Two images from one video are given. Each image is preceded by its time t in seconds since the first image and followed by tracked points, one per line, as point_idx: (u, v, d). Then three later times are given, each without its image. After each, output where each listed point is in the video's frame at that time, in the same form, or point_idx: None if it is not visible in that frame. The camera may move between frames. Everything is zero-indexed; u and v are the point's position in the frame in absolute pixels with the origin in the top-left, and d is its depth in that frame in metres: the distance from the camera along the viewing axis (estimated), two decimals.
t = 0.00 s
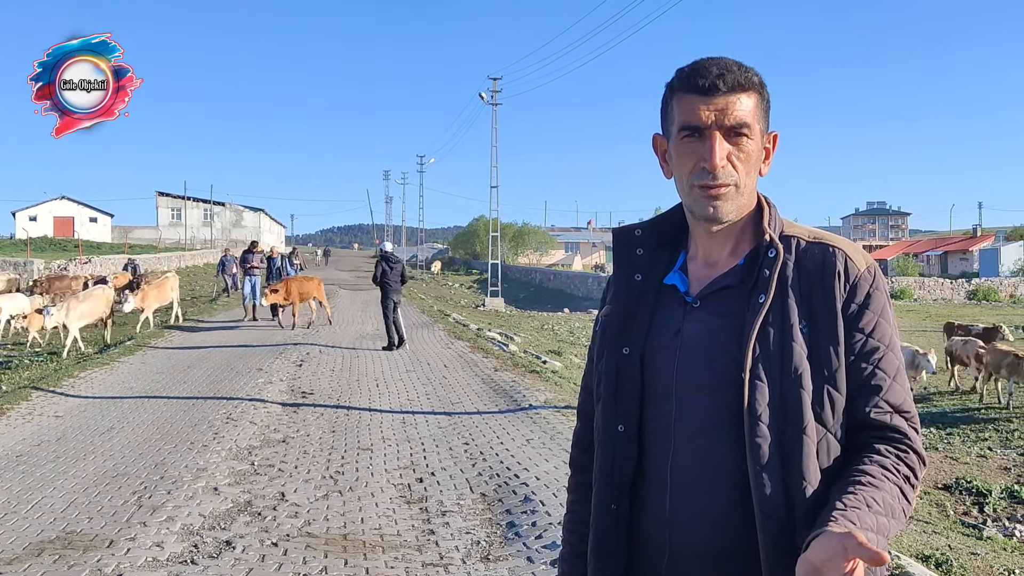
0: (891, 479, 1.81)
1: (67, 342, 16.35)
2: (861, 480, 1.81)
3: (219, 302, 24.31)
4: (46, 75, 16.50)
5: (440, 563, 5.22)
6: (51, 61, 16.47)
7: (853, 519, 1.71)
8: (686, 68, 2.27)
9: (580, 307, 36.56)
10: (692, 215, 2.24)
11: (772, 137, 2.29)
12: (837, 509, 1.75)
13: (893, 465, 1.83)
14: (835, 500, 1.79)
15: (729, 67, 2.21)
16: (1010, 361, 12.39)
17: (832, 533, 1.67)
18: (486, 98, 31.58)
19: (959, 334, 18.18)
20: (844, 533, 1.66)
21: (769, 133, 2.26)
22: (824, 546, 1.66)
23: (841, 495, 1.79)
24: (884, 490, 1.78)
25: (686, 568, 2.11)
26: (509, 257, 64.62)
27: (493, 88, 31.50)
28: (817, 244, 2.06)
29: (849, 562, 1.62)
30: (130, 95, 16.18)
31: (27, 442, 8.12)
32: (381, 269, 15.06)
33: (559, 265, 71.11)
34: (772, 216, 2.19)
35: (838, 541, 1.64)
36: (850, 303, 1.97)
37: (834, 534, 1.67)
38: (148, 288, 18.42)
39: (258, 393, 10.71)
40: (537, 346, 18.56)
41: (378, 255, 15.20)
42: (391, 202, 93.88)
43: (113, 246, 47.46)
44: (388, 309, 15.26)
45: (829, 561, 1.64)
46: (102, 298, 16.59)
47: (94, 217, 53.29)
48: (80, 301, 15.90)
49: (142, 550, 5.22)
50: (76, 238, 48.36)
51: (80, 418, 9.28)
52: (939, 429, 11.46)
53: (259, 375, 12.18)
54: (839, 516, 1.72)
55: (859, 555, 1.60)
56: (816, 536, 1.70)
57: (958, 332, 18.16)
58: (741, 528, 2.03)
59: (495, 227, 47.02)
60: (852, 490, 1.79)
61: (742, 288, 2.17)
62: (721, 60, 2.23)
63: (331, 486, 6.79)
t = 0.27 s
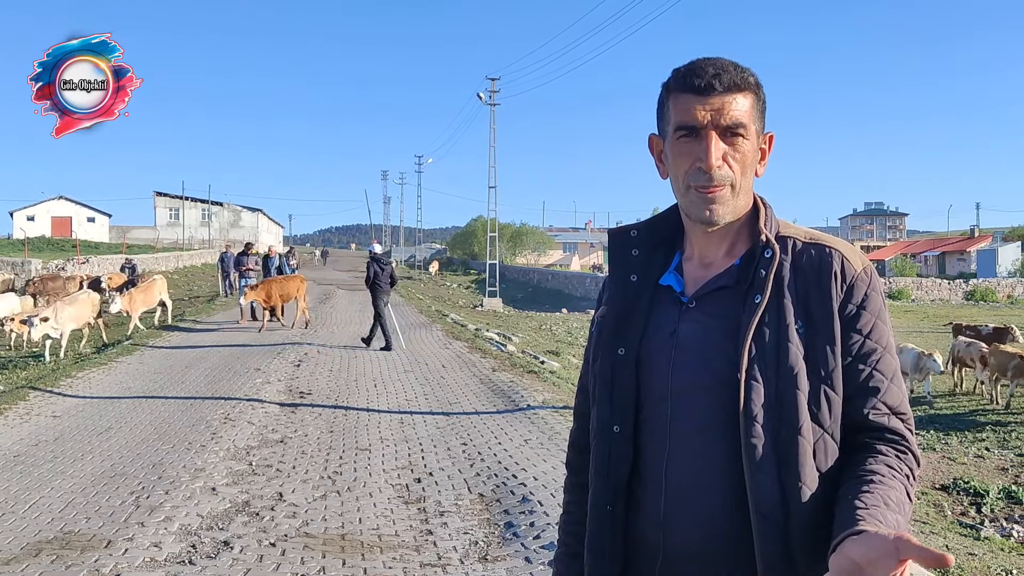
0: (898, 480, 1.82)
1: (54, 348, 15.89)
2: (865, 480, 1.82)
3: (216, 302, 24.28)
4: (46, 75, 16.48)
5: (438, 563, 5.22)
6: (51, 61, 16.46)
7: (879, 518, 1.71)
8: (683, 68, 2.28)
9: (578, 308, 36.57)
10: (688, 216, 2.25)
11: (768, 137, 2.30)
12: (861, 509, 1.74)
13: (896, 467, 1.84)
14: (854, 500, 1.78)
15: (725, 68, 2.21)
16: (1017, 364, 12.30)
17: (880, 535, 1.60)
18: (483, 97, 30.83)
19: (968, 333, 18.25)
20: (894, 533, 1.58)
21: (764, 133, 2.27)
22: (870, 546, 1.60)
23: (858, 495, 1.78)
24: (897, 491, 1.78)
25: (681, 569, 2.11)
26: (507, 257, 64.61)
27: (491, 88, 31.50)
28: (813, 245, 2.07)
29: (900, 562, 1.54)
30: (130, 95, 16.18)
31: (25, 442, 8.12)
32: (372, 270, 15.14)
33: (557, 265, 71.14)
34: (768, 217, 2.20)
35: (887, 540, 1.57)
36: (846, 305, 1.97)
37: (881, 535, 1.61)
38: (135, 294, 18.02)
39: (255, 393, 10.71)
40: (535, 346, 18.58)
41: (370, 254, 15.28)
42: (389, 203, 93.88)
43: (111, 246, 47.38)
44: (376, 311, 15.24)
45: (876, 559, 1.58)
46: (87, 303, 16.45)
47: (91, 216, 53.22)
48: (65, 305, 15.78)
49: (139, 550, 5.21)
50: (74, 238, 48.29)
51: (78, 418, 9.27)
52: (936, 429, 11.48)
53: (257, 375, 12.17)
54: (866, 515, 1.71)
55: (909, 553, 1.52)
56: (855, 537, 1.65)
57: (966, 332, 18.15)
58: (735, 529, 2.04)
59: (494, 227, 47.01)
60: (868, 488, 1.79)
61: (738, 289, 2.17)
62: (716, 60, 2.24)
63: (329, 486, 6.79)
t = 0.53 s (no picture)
0: (913, 474, 1.81)
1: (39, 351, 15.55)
2: (875, 476, 1.82)
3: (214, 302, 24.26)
4: (46, 75, 16.45)
5: (436, 563, 5.22)
6: (51, 61, 16.45)
7: (913, 509, 1.69)
8: (679, 68, 2.28)
9: (576, 308, 36.59)
10: (685, 216, 2.25)
11: (764, 137, 2.30)
12: (894, 501, 1.71)
13: (908, 461, 1.84)
14: (880, 494, 1.76)
15: (721, 68, 2.21)
16: None
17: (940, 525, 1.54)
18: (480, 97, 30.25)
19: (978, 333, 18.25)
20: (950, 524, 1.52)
21: (761, 133, 2.27)
22: (924, 536, 1.55)
23: (883, 489, 1.77)
24: (917, 485, 1.78)
25: (678, 569, 2.11)
26: (506, 257, 64.61)
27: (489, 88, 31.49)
28: (811, 244, 2.07)
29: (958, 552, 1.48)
30: (130, 95, 16.18)
31: (22, 442, 8.10)
32: (361, 268, 15.30)
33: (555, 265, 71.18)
34: (765, 216, 2.20)
35: (944, 528, 1.52)
36: (846, 303, 1.97)
37: (935, 525, 1.56)
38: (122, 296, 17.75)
39: (253, 393, 10.70)
40: (533, 346, 18.59)
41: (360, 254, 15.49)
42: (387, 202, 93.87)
43: (109, 246, 47.32)
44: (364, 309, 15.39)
45: (931, 549, 1.53)
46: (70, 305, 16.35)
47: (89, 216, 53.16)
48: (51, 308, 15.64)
49: (137, 550, 5.21)
50: (71, 238, 48.22)
51: (76, 418, 9.26)
52: (934, 429, 11.49)
53: (255, 375, 12.17)
54: (901, 506, 1.69)
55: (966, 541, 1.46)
56: (905, 529, 1.62)
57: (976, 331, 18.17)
58: (733, 529, 2.04)
59: (492, 227, 47.01)
60: (892, 481, 1.77)
61: (736, 288, 2.18)
62: (713, 60, 2.24)
63: (327, 486, 6.79)
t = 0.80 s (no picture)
0: (913, 472, 1.82)
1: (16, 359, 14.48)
2: (877, 475, 1.82)
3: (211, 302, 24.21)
4: (46, 75, 16.43)
5: (434, 563, 5.22)
6: (51, 61, 16.42)
7: (917, 506, 1.70)
8: (679, 68, 2.28)
9: (574, 308, 36.59)
10: (683, 216, 2.25)
11: (763, 138, 2.30)
12: (896, 499, 1.72)
13: (909, 460, 1.84)
14: (882, 493, 1.76)
15: (721, 68, 2.21)
16: None
17: (946, 520, 1.54)
18: (480, 98, 30.71)
19: (987, 334, 18.26)
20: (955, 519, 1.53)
21: (760, 134, 2.28)
22: (928, 532, 1.55)
23: (884, 488, 1.77)
24: (919, 485, 1.78)
25: (676, 569, 2.11)
26: (504, 257, 64.61)
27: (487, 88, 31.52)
28: (809, 244, 2.08)
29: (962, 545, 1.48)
30: (130, 95, 16.16)
31: (20, 442, 8.09)
32: (351, 266, 15.34)
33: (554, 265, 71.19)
34: (763, 216, 2.21)
35: (948, 524, 1.52)
36: (845, 303, 1.98)
37: (941, 521, 1.56)
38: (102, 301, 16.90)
39: (252, 393, 10.69)
40: (531, 346, 18.59)
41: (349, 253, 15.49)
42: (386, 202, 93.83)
43: (107, 245, 47.25)
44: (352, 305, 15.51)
45: (936, 545, 1.52)
46: (57, 309, 15.43)
47: (87, 215, 53.08)
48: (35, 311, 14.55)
49: (135, 550, 5.20)
50: (69, 237, 48.12)
51: (73, 418, 9.25)
52: (931, 429, 11.51)
53: (253, 374, 12.15)
54: (904, 504, 1.70)
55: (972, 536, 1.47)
56: (909, 525, 1.61)
57: (983, 331, 18.19)
58: (731, 530, 2.04)
59: (490, 227, 47.00)
60: (893, 480, 1.77)
61: (734, 289, 2.18)
62: (713, 61, 2.24)
63: (325, 486, 6.78)
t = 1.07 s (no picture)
0: (903, 474, 1.82)
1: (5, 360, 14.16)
2: (868, 474, 1.83)
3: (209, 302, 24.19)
4: (46, 75, 16.40)
5: (432, 563, 5.22)
6: (52, 60, 16.38)
7: (895, 508, 1.71)
8: (677, 66, 2.28)
9: (573, 307, 36.58)
10: (682, 215, 2.26)
11: (761, 137, 2.30)
12: (876, 499, 1.74)
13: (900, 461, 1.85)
14: (867, 492, 1.78)
15: (719, 66, 2.22)
16: None
17: (908, 522, 1.59)
18: (478, 98, 30.84)
19: (996, 334, 18.17)
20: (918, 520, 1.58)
21: (757, 133, 2.28)
22: (894, 534, 1.59)
23: (871, 487, 1.78)
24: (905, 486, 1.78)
25: (674, 569, 2.11)
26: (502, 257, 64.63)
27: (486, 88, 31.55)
28: (807, 244, 2.08)
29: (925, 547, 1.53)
30: (131, 95, 16.17)
31: (17, 441, 8.07)
32: (338, 268, 15.47)
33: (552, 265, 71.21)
34: (761, 216, 2.21)
35: (910, 527, 1.57)
36: (842, 303, 1.98)
37: (905, 522, 1.60)
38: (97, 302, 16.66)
39: (250, 392, 10.69)
40: (529, 346, 18.59)
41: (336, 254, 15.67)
42: (384, 202, 93.83)
43: (105, 245, 47.18)
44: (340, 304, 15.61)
45: (899, 548, 1.57)
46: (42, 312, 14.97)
47: (86, 214, 53.02)
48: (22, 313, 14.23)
49: (133, 549, 5.20)
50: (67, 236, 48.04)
51: (72, 417, 9.24)
52: (930, 429, 11.52)
53: (251, 374, 12.14)
54: (882, 505, 1.71)
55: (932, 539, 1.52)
56: (878, 525, 1.65)
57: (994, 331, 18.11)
58: (729, 529, 2.05)
59: (489, 227, 46.97)
60: (882, 480, 1.79)
61: (732, 288, 2.18)
62: (710, 59, 2.24)
63: (323, 485, 6.78)
